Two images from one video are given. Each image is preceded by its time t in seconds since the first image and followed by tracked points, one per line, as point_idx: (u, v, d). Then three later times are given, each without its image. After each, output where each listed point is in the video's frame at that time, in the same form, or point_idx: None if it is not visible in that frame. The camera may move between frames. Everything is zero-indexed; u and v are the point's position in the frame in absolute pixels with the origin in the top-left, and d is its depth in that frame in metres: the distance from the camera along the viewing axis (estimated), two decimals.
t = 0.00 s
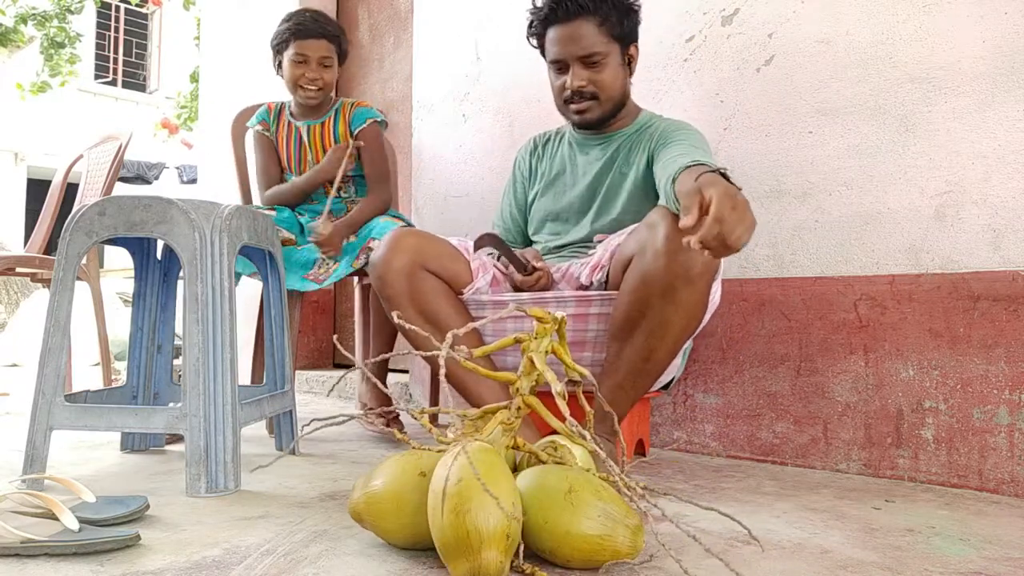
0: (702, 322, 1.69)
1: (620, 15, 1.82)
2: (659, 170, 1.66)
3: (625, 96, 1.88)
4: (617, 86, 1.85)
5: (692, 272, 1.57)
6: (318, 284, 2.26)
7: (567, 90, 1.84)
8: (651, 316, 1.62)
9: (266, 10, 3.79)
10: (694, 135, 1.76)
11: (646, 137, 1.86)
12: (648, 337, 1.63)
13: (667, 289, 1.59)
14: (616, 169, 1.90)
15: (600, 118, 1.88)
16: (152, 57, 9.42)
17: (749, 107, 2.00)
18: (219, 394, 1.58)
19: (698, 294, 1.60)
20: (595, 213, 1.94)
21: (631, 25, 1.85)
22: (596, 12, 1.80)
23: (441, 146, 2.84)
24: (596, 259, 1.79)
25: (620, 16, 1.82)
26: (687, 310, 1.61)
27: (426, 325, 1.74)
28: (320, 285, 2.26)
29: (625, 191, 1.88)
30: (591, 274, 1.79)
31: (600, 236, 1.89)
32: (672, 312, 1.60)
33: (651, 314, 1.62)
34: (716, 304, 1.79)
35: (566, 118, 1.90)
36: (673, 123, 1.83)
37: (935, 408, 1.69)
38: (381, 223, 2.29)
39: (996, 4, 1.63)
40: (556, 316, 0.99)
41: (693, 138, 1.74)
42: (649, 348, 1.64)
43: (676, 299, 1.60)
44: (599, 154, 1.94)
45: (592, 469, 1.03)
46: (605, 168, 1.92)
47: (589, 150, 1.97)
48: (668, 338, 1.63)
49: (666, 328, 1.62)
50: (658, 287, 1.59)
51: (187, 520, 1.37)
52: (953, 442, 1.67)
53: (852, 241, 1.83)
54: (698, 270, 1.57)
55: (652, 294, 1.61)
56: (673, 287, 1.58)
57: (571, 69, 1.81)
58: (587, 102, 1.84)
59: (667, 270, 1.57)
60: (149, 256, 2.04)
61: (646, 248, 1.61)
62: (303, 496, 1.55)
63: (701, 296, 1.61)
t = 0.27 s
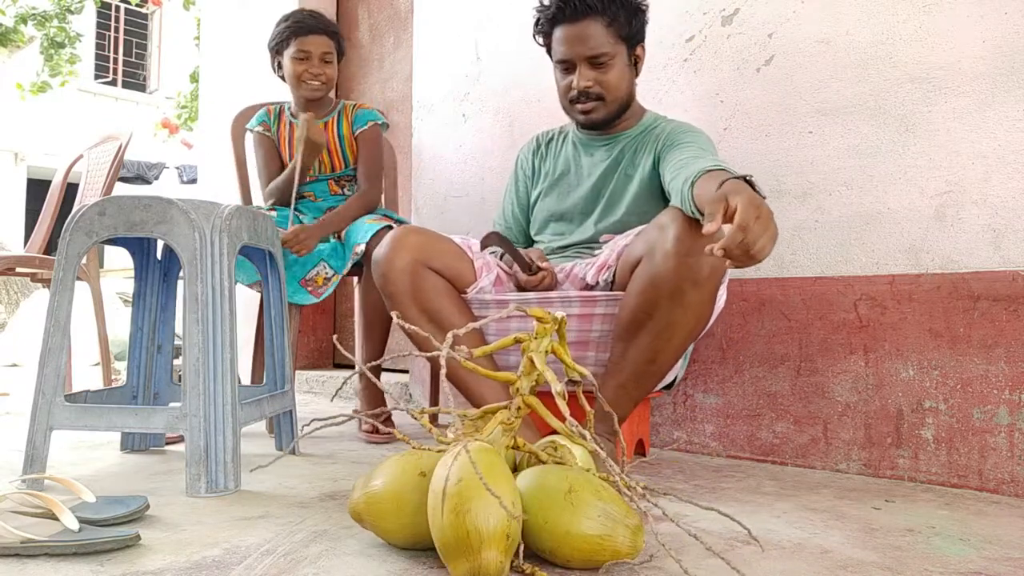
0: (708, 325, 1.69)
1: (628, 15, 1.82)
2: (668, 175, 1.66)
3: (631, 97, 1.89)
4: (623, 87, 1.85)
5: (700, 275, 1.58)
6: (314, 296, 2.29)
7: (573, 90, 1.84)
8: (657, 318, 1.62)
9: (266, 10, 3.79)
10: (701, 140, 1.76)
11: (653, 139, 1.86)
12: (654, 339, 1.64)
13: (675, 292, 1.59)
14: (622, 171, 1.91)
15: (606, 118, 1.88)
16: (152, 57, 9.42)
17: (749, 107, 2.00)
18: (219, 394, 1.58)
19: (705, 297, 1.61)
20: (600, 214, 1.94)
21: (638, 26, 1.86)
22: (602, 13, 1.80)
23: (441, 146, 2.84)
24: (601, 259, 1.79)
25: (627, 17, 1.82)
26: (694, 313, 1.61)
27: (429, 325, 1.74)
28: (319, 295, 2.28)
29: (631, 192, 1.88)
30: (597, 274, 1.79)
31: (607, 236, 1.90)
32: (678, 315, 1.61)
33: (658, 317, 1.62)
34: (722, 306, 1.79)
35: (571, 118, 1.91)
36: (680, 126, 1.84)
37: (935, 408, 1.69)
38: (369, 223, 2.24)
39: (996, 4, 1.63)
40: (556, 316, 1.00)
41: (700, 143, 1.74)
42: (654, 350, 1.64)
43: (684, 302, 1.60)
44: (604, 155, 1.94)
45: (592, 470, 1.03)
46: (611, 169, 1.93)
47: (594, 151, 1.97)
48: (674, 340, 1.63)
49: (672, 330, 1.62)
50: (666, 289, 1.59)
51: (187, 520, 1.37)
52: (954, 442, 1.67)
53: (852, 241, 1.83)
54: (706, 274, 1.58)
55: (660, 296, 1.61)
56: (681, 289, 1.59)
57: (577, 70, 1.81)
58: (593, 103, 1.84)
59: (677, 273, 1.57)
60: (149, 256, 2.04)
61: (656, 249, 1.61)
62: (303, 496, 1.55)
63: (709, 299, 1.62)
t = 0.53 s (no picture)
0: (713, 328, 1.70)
1: (631, 15, 1.82)
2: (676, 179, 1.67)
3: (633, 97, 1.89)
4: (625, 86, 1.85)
5: (712, 279, 1.58)
6: (314, 292, 2.26)
7: (575, 90, 1.84)
8: (665, 321, 1.63)
9: (266, 10, 3.79)
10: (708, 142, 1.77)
11: (659, 140, 1.87)
12: (661, 342, 1.64)
13: (685, 296, 1.60)
14: (629, 171, 1.91)
15: (608, 118, 1.88)
16: (152, 57, 9.42)
17: (749, 107, 2.00)
18: (218, 394, 1.58)
19: (716, 301, 1.61)
20: (605, 215, 1.94)
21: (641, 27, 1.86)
22: (605, 12, 1.80)
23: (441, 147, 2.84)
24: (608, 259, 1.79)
25: (630, 17, 1.82)
26: (702, 317, 1.62)
27: (432, 322, 1.74)
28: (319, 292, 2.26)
29: (637, 193, 1.88)
30: (605, 274, 1.79)
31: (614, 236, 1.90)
32: (687, 318, 1.62)
33: (665, 318, 1.63)
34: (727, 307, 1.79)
35: (573, 117, 1.91)
36: (686, 128, 1.85)
37: (935, 408, 1.69)
38: (373, 224, 2.25)
39: (996, 4, 1.63)
40: (556, 316, 1.00)
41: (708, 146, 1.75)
42: (660, 352, 1.65)
43: (693, 305, 1.61)
44: (609, 155, 1.95)
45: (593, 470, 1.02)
46: (616, 170, 1.93)
47: (598, 152, 1.98)
48: (681, 342, 1.64)
49: (679, 333, 1.63)
50: (676, 292, 1.60)
51: (187, 520, 1.37)
52: (953, 442, 1.67)
53: (852, 241, 1.83)
54: (717, 278, 1.59)
55: (669, 299, 1.61)
56: (692, 293, 1.59)
57: (579, 69, 1.81)
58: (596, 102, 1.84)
59: (690, 278, 1.58)
60: (149, 256, 2.04)
61: (666, 252, 1.60)
62: (303, 496, 1.55)
63: (717, 304, 1.62)
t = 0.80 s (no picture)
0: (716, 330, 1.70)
1: (626, 15, 1.82)
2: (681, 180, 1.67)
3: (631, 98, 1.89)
4: (623, 87, 1.85)
5: (718, 281, 1.59)
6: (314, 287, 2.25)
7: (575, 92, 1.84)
8: (670, 322, 1.63)
9: (266, 10, 3.79)
10: (711, 142, 1.77)
11: (661, 140, 1.87)
12: (665, 343, 1.64)
13: (692, 298, 1.60)
14: (632, 172, 1.91)
15: (607, 120, 1.88)
16: (152, 57, 9.42)
17: (749, 107, 2.00)
18: (218, 394, 1.58)
19: (722, 303, 1.62)
20: (608, 215, 1.94)
21: (638, 27, 1.86)
22: (601, 13, 1.80)
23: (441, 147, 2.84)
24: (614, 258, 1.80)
25: (626, 18, 1.82)
26: (707, 319, 1.63)
27: (434, 322, 1.74)
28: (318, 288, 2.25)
29: (641, 193, 1.88)
30: (610, 274, 1.79)
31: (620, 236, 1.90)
32: (692, 319, 1.62)
33: (670, 319, 1.63)
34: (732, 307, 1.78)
35: (572, 119, 1.91)
36: (688, 128, 1.85)
37: (935, 408, 1.69)
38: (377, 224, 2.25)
39: (996, 4, 1.63)
40: (556, 316, 1.00)
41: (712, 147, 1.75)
42: (664, 353, 1.65)
43: (700, 307, 1.61)
44: (611, 156, 1.95)
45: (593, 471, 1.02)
46: (618, 170, 1.93)
47: (599, 152, 1.98)
48: (686, 344, 1.65)
49: (683, 335, 1.64)
50: (683, 294, 1.60)
51: (187, 520, 1.37)
52: (953, 442, 1.67)
53: (852, 241, 1.83)
54: (724, 280, 1.59)
55: (675, 301, 1.61)
56: (698, 295, 1.60)
57: (577, 71, 1.82)
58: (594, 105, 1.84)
59: (698, 280, 1.58)
60: (149, 256, 2.04)
61: (674, 254, 1.60)
62: (303, 496, 1.55)
63: (722, 306, 1.63)
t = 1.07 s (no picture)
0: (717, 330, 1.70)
1: (625, 16, 1.82)
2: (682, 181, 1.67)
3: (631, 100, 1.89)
4: (623, 90, 1.86)
5: (719, 282, 1.58)
6: (318, 286, 2.23)
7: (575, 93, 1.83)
8: (670, 322, 1.63)
9: (266, 10, 3.79)
10: (711, 142, 1.77)
11: (661, 140, 1.87)
12: (666, 343, 1.64)
13: (692, 298, 1.60)
14: (632, 172, 1.91)
15: (606, 122, 1.89)
16: (152, 57, 9.42)
17: (748, 107, 2.00)
18: (218, 394, 1.58)
19: (722, 304, 1.62)
20: (608, 215, 1.94)
21: (636, 28, 1.86)
22: (600, 16, 1.79)
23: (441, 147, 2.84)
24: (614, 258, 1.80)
25: (625, 20, 1.82)
26: (707, 319, 1.63)
27: (434, 322, 1.74)
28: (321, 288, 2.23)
29: (641, 193, 1.88)
30: (609, 274, 1.79)
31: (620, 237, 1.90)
32: (693, 319, 1.62)
33: (671, 319, 1.63)
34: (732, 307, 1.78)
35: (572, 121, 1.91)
36: (688, 128, 1.85)
37: (935, 408, 1.69)
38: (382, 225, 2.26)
39: (996, 4, 1.63)
40: (556, 316, 1.00)
41: (712, 147, 1.75)
42: (664, 353, 1.65)
43: (699, 307, 1.61)
44: (611, 156, 1.95)
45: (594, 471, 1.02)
46: (618, 171, 1.93)
47: (599, 153, 1.98)
48: (686, 344, 1.65)
49: (684, 335, 1.63)
50: (684, 294, 1.60)
51: (187, 520, 1.37)
52: (953, 442, 1.67)
53: (852, 241, 1.83)
54: (724, 281, 1.59)
55: (675, 301, 1.61)
56: (698, 295, 1.59)
57: (576, 73, 1.82)
58: (594, 107, 1.84)
59: (697, 280, 1.58)
60: (149, 256, 2.04)
61: (674, 254, 1.60)
62: (303, 496, 1.55)
63: (722, 306, 1.62)
